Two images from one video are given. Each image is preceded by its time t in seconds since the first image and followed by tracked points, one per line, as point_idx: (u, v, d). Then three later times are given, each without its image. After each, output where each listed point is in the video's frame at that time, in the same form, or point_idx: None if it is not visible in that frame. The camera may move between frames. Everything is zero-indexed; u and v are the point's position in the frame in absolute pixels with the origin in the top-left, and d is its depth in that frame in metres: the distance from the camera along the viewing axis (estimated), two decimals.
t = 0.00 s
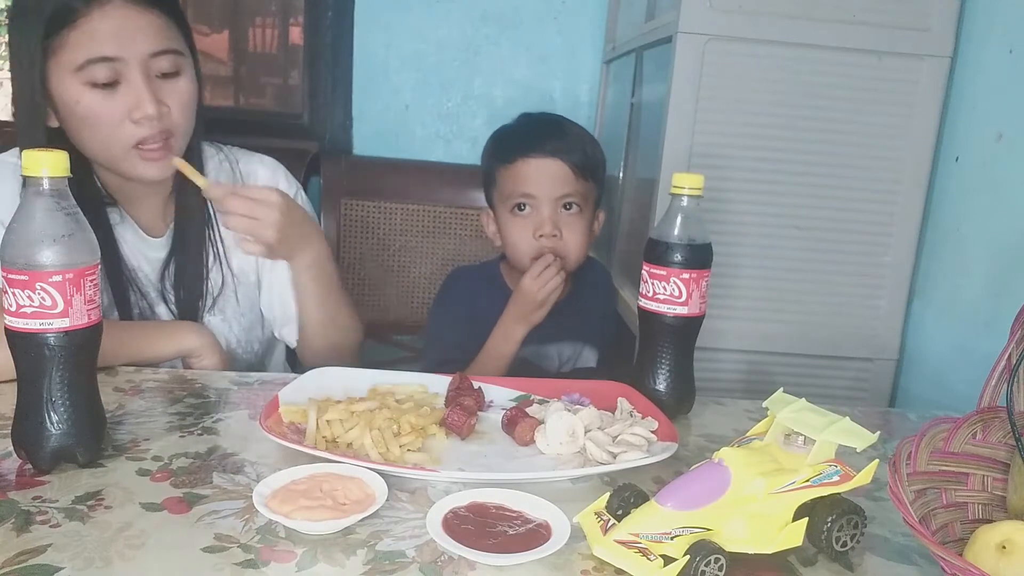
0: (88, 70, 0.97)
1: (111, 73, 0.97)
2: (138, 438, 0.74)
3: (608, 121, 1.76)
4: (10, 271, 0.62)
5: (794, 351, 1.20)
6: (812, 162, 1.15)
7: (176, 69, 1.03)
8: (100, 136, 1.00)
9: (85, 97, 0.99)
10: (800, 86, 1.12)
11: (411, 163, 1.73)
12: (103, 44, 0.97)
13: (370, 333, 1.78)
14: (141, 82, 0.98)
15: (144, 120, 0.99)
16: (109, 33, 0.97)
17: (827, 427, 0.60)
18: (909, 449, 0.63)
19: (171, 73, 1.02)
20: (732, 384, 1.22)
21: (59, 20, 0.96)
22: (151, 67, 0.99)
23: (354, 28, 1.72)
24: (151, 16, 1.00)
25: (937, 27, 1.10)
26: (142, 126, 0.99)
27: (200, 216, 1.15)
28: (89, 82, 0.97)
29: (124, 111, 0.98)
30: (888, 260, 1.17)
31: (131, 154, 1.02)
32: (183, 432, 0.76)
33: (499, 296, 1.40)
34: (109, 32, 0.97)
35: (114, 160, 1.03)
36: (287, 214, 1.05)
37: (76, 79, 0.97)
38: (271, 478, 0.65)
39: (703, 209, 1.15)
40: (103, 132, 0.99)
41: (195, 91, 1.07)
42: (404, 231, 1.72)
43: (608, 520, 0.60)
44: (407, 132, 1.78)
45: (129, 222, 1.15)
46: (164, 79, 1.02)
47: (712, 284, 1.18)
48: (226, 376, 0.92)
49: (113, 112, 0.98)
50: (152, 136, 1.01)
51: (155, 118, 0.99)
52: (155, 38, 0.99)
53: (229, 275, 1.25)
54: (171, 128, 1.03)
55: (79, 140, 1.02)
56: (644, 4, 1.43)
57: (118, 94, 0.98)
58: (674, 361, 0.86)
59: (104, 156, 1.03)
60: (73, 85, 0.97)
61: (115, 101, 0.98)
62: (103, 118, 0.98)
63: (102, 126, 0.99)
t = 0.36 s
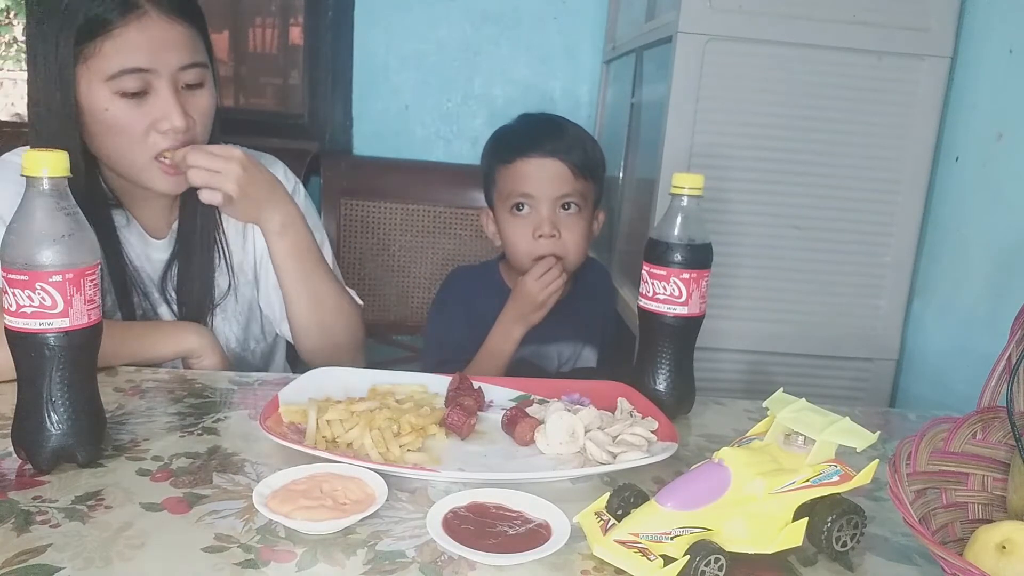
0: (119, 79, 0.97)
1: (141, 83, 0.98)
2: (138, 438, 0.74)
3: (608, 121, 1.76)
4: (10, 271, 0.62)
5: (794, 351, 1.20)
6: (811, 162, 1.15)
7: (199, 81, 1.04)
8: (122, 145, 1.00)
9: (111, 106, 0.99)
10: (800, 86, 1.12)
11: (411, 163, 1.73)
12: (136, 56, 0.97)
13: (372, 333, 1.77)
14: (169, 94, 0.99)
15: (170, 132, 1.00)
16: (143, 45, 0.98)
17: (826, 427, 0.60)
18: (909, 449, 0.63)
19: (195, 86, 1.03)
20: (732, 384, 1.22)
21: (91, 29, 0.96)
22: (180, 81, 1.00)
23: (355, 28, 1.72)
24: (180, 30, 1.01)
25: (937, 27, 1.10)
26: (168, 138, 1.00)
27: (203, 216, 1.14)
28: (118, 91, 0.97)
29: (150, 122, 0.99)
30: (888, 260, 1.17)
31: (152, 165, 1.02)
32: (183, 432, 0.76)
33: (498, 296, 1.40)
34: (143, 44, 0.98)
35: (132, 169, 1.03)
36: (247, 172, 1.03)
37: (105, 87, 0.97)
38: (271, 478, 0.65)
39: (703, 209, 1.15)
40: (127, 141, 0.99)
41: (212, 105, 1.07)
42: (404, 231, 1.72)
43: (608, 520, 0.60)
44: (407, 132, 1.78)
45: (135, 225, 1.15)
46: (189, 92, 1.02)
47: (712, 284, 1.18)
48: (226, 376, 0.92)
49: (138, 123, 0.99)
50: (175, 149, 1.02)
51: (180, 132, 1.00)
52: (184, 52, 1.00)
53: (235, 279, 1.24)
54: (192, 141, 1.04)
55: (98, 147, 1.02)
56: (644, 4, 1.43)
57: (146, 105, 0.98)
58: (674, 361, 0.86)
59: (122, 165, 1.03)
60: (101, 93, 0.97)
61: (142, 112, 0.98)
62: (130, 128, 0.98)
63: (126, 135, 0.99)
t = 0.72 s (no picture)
0: (81, 76, 0.96)
1: (103, 79, 0.97)
2: (138, 437, 0.74)
3: (608, 121, 1.76)
4: (9, 272, 0.62)
5: (794, 351, 1.20)
6: (810, 162, 1.15)
7: (169, 75, 1.03)
8: (90, 143, 1.00)
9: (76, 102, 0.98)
10: (799, 85, 1.12)
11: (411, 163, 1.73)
12: (98, 51, 0.96)
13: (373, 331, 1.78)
14: (134, 89, 0.98)
15: (138, 127, 0.99)
16: (102, 39, 0.96)
17: (827, 427, 0.60)
18: (909, 449, 0.63)
19: (165, 80, 1.02)
20: (732, 384, 1.22)
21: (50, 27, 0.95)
22: (147, 75, 1.00)
23: (355, 28, 1.72)
24: (144, 22, 1.00)
25: (937, 27, 1.10)
26: (136, 134, 1.00)
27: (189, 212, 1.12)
28: (81, 89, 0.97)
29: (116, 118, 0.99)
30: (888, 260, 1.17)
31: (121, 162, 1.02)
32: (183, 432, 0.76)
33: (497, 296, 1.40)
34: (103, 39, 0.96)
35: (103, 165, 1.03)
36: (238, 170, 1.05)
37: (68, 85, 0.97)
38: (271, 478, 0.65)
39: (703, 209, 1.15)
40: (94, 139, 0.99)
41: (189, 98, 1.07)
42: (404, 231, 1.72)
43: (608, 520, 0.60)
44: (407, 132, 1.78)
45: (122, 226, 1.14)
46: (157, 85, 1.02)
47: (712, 284, 1.18)
48: (227, 376, 0.92)
49: (105, 120, 0.98)
50: (144, 144, 1.01)
51: (148, 126, 1.00)
52: (151, 45, 1.00)
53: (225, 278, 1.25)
54: (163, 135, 1.04)
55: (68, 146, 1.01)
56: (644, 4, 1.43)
57: (112, 101, 0.98)
58: (674, 361, 0.86)
59: (95, 162, 1.03)
60: (65, 90, 0.97)
61: (108, 108, 0.98)
62: (96, 125, 0.98)
63: (93, 133, 0.99)
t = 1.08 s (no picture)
0: (66, 75, 0.96)
1: (89, 77, 0.97)
2: (138, 437, 0.74)
3: (608, 120, 1.76)
4: (9, 272, 0.62)
5: (793, 351, 1.20)
6: (810, 163, 1.15)
7: (156, 70, 1.02)
8: (78, 141, 0.99)
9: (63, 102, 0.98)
10: (799, 85, 1.12)
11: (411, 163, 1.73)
12: (82, 49, 0.96)
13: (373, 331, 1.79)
14: (120, 86, 0.98)
15: (125, 124, 0.99)
16: (85, 37, 0.96)
17: (827, 427, 0.60)
18: (909, 449, 0.63)
19: (152, 77, 1.02)
20: (732, 384, 1.22)
21: (33, 26, 0.95)
22: (132, 72, 0.99)
23: (355, 28, 1.72)
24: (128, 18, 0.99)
25: (937, 27, 1.10)
26: (124, 131, 0.99)
27: (186, 206, 1.13)
28: (67, 87, 0.97)
29: (103, 115, 0.98)
30: (888, 260, 1.17)
31: (111, 159, 1.02)
32: (183, 432, 0.76)
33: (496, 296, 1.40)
34: (87, 37, 0.96)
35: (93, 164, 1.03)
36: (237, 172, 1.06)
37: (54, 85, 0.96)
38: (271, 478, 0.65)
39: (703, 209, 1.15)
40: (81, 137, 0.99)
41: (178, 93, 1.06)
42: (403, 231, 1.72)
43: (608, 520, 0.60)
44: (407, 132, 1.78)
45: (119, 225, 1.14)
46: (144, 81, 1.01)
47: (712, 283, 1.18)
48: (226, 377, 0.92)
49: (91, 118, 0.98)
50: (133, 140, 1.01)
51: (135, 122, 1.00)
52: (134, 41, 0.99)
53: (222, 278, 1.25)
54: (152, 131, 1.03)
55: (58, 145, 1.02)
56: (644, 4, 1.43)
57: (98, 99, 0.98)
58: (674, 361, 0.86)
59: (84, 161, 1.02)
60: (51, 90, 0.97)
61: (94, 106, 0.98)
62: (83, 123, 0.98)
63: (81, 131, 0.99)
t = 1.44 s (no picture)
0: (42, 73, 0.95)
1: (66, 73, 0.96)
2: (138, 437, 0.74)
3: (608, 120, 1.76)
4: (9, 272, 0.62)
5: (793, 350, 1.20)
6: (809, 163, 1.15)
7: (135, 62, 1.01)
8: (61, 139, 0.99)
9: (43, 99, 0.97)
10: (799, 86, 1.12)
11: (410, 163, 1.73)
12: (56, 44, 0.94)
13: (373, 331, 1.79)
14: (98, 80, 0.97)
15: (105, 119, 0.98)
16: (59, 34, 0.94)
17: (827, 427, 0.60)
18: (909, 449, 0.63)
19: (131, 69, 1.01)
20: (732, 384, 1.22)
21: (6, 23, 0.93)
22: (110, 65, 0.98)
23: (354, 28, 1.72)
24: (104, 10, 0.97)
25: (937, 27, 1.10)
26: (105, 126, 0.99)
27: (176, 209, 1.14)
28: (45, 84, 0.96)
29: (83, 111, 0.97)
30: (888, 260, 1.17)
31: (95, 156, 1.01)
32: (183, 432, 0.76)
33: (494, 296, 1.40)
34: (61, 32, 0.94)
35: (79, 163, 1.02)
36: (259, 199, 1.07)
37: (32, 83, 0.95)
38: (271, 478, 0.65)
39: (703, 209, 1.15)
40: (64, 135, 0.98)
41: (161, 85, 1.05)
42: (403, 231, 1.72)
43: (608, 520, 0.60)
44: (406, 131, 1.78)
45: (111, 228, 1.14)
46: (124, 75, 1.01)
47: (711, 283, 1.18)
48: (226, 377, 0.92)
49: (71, 114, 0.97)
50: (117, 134, 1.01)
51: (115, 116, 0.99)
52: (110, 34, 0.97)
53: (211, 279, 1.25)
54: (135, 124, 1.03)
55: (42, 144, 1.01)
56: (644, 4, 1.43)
57: (77, 94, 0.97)
58: (674, 361, 0.86)
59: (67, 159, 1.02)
60: (29, 89, 0.96)
61: (73, 102, 0.97)
62: (64, 119, 0.97)
63: (63, 128, 0.98)
